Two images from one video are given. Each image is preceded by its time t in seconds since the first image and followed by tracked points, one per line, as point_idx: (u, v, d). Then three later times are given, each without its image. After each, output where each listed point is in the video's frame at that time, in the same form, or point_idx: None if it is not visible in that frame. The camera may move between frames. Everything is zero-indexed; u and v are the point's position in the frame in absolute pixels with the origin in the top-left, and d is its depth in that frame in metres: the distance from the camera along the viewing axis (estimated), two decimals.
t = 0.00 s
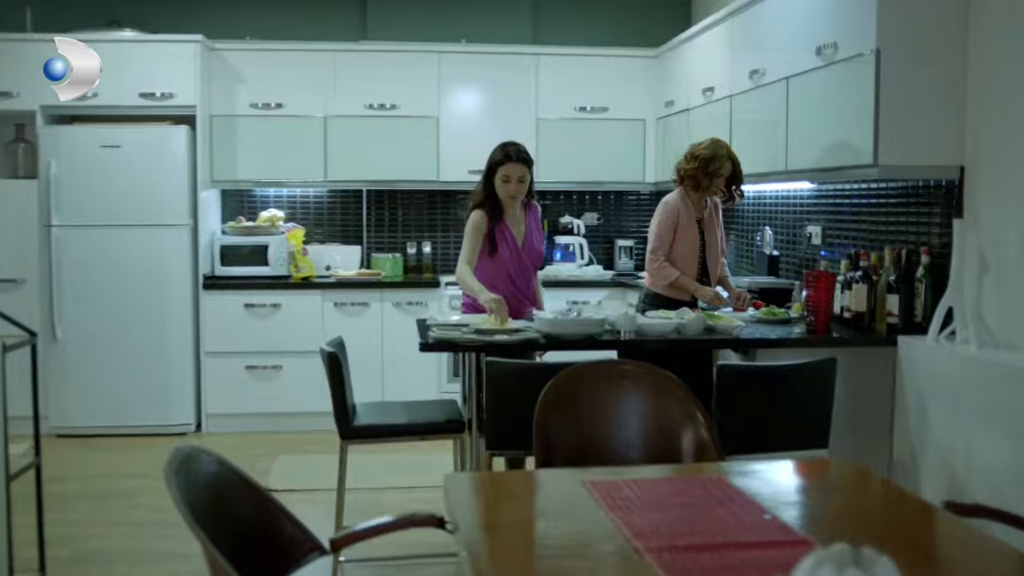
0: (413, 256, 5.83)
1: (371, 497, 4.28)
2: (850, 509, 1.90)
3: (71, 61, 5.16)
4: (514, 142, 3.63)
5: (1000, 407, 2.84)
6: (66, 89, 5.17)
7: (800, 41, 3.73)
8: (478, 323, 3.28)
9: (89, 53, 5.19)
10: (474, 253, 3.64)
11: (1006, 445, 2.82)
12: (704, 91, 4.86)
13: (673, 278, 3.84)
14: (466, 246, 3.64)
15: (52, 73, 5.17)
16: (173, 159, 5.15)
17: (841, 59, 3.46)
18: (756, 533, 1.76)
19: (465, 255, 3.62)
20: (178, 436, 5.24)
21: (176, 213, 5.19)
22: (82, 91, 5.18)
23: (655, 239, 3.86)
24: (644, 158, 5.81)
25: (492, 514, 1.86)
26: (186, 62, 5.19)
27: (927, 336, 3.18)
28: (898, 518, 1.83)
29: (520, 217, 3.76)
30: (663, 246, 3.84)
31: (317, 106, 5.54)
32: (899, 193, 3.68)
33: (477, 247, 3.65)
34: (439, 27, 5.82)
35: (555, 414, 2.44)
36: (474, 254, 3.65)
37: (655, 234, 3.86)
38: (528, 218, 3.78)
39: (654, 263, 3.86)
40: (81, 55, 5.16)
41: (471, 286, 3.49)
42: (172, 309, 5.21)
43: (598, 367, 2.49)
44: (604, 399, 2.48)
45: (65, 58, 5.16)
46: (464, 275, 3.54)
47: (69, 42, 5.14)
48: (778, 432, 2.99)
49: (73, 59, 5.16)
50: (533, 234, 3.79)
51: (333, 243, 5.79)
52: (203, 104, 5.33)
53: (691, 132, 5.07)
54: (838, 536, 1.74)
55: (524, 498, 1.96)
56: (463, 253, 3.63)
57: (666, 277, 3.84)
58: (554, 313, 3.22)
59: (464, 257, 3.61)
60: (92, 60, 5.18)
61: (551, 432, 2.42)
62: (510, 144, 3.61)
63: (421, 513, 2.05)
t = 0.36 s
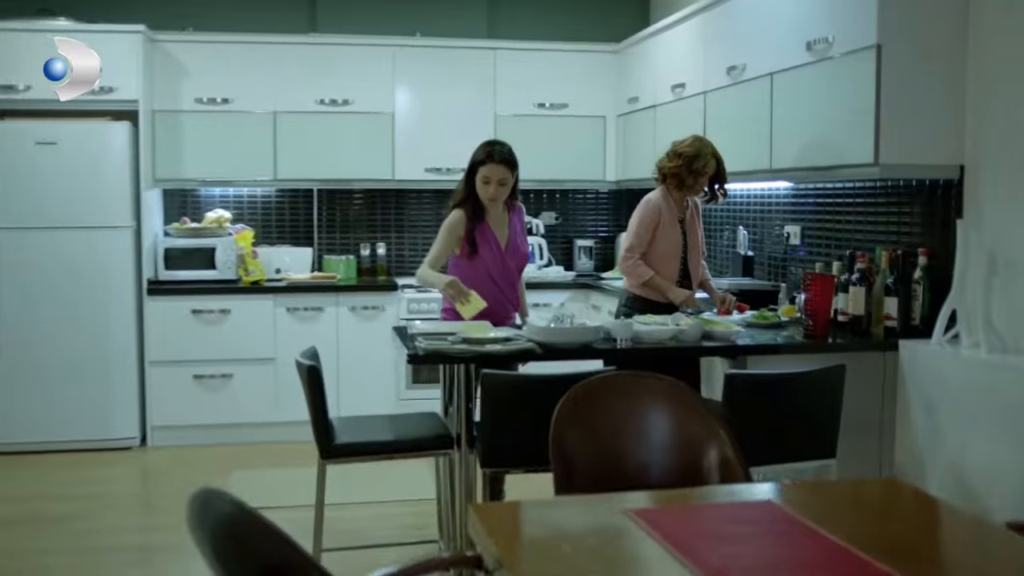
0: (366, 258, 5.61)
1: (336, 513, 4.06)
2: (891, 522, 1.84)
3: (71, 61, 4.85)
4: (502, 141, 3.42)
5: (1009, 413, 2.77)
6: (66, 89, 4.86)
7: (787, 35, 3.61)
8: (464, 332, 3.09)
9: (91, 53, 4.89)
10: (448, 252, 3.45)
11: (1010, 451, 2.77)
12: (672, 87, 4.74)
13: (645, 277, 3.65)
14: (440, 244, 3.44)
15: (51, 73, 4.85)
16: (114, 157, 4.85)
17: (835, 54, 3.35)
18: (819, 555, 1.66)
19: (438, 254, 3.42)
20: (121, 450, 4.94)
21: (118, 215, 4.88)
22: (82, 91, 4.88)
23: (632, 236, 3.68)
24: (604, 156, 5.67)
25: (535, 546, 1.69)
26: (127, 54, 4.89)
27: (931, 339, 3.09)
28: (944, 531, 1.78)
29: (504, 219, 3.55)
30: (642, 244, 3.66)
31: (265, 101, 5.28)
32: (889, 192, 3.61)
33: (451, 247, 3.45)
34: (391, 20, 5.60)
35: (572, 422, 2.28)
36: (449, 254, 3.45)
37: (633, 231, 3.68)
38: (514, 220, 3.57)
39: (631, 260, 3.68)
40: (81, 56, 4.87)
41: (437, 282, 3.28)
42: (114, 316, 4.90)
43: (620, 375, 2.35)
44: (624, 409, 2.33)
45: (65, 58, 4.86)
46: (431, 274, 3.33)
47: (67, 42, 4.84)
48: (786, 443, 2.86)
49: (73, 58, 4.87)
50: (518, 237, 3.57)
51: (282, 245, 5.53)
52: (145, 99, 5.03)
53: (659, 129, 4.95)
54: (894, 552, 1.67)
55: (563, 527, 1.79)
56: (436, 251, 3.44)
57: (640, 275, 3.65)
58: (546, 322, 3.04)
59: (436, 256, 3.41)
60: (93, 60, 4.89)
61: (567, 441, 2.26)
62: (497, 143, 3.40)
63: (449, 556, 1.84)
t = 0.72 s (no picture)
0: (317, 261, 5.38)
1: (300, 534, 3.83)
2: (927, 532, 1.73)
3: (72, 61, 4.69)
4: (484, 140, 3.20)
5: None
6: (66, 89, 4.68)
7: (772, 27, 3.49)
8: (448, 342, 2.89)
9: (95, 53, 4.80)
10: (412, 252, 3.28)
11: None
12: (639, 82, 4.61)
13: (638, 278, 3.48)
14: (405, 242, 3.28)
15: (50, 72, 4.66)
16: (47, 157, 4.53)
17: (826, 45, 3.24)
18: None
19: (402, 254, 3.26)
20: (61, 470, 4.63)
21: (53, 219, 4.57)
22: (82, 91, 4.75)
23: (618, 236, 3.51)
24: (562, 153, 5.51)
25: None
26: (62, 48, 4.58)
27: (933, 341, 2.98)
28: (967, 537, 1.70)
29: (482, 221, 3.35)
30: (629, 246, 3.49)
31: (210, 98, 5.01)
32: (875, 189, 3.49)
33: (415, 247, 3.28)
34: (340, 12, 5.36)
35: (590, 438, 2.12)
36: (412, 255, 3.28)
37: (618, 232, 3.51)
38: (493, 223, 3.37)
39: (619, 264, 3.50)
40: (81, 55, 4.71)
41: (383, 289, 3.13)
42: (50, 327, 4.59)
43: (638, 387, 2.19)
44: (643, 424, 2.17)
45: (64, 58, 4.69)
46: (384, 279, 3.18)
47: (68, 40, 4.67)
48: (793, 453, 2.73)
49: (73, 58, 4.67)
50: (495, 241, 3.37)
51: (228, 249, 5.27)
52: (81, 95, 4.73)
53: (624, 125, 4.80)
54: (937, 565, 1.56)
55: (608, 559, 1.62)
56: (400, 250, 3.28)
57: (629, 279, 3.49)
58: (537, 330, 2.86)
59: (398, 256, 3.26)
60: (94, 61, 4.76)
61: (586, 459, 2.10)
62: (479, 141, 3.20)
63: None
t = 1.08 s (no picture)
0: (269, 268, 5.17)
1: (265, 561, 3.60)
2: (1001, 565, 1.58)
3: (72, 61, 4.58)
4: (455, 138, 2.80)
5: None
6: (66, 90, 4.60)
7: (758, 20, 3.36)
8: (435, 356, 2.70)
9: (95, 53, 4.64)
10: (384, 271, 2.94)
11: None
12: (607, 78, 4.46)
13: (627, 284, 3.36)
14: (377, 261, 2.95)
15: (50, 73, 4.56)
16: None
17: (820, 39, 3.11)
18: None
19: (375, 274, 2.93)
20: None
21: None
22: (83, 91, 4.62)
23: (604, 240, 3.38)
24: (522, 152, 5.34)
25: None
26: None
27: (939, 347, 2.88)
28: None
29: (457, 225, 3.00)
30: (615, 249, 3.36)
31: (153, 97, 4.73)
32: (864, 189, 3.37)
33: (389, 265, 2.95)
34: (289, 7, 5.13)
35: (618, 457, 1.96)
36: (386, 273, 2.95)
37: (603, 235, 3.38)
38: (469, 225, 3.01)
39: (605, 267, 3.38)
40: (80, 54, 4.60)
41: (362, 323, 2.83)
42: None
43: (661, 411, 2.03)
44: (672, 445, 2.02)
45: (65, 58, 4.57)
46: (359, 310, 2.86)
47: (69, 40, 4.58)
48: (807, 469, 2.59)
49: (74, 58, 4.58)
50: (473, 246, 3.02)
51: (173, 257, 5.00)
52: (14, 94, 4.42)
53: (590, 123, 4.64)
54: None
55: None
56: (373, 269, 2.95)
57: (618, 284, 3.36)
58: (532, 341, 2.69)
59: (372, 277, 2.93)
60: (95, 61, 4.63)
61: (615, 478, 1.94)
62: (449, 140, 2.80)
63: None
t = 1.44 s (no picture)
0: (224, 274, 4.87)
1: None
2: None
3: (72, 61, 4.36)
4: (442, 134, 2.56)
5: None
6: (66, 90, 4.37)
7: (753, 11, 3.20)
8: (429, 370, 2.50)
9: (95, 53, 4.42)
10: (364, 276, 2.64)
11: None
12: (582, 73, 4.28)
13: (623, 286, 3.23)
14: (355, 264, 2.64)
15: (49, 72, 4.34)
16: None
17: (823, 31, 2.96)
18: None
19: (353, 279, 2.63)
20: None
21: None
22: (84, 92, 4.40)
23: (600, 237, 3.27)
24: (488, 150, 5.15)
25: None
26: None
27: (956, 352, 2.76)
28: None
29: (443, 228, 2.73)
30: (610, 245, 3.27)
31: (99, 92, 4.44)
32: (864, 188, 3.25)
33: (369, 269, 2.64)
34: None
35: (656, 474, 1.80)
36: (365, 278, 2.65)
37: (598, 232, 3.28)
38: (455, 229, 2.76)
39: (600, 266, 3.27)
40: (82, 53, 4.38)
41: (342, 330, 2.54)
42: None
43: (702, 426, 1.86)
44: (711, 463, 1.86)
45: (65, 58, 4.36)
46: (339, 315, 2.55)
47: (69, 40, 4.37)
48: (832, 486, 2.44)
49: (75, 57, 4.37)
50: (459, 249, 2.76)
51: (122, 262, 4.72)
52: None
53: (563, 120, 4.46)
54: None
55: None
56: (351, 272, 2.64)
57: (614, 286, 3.24)
58: (531, 353, 2.49)
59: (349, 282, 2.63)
60: (95, 61, 4.42)
61: (652, 495, 1.78)
62: (435, 135, 2.55)
63: None
